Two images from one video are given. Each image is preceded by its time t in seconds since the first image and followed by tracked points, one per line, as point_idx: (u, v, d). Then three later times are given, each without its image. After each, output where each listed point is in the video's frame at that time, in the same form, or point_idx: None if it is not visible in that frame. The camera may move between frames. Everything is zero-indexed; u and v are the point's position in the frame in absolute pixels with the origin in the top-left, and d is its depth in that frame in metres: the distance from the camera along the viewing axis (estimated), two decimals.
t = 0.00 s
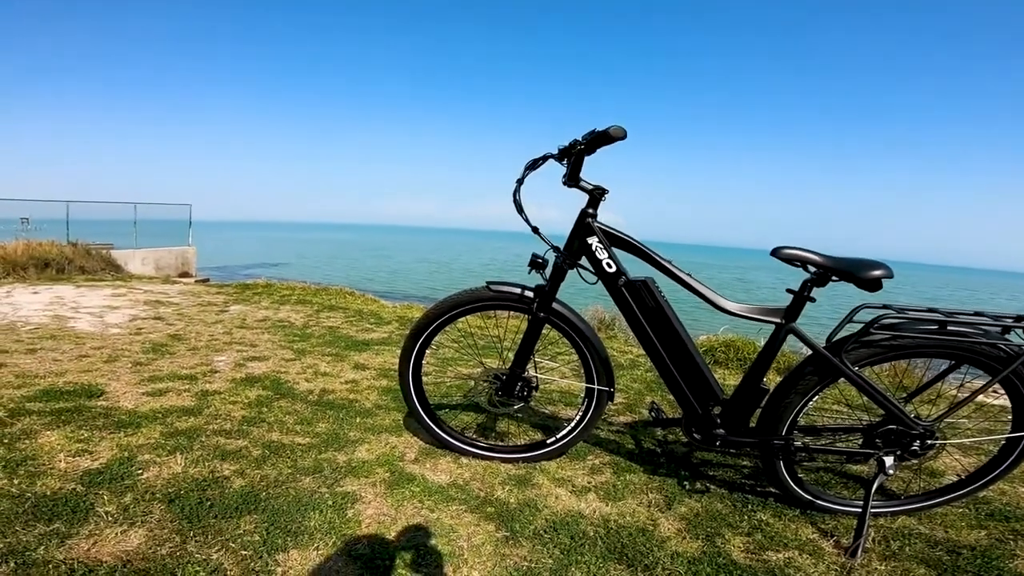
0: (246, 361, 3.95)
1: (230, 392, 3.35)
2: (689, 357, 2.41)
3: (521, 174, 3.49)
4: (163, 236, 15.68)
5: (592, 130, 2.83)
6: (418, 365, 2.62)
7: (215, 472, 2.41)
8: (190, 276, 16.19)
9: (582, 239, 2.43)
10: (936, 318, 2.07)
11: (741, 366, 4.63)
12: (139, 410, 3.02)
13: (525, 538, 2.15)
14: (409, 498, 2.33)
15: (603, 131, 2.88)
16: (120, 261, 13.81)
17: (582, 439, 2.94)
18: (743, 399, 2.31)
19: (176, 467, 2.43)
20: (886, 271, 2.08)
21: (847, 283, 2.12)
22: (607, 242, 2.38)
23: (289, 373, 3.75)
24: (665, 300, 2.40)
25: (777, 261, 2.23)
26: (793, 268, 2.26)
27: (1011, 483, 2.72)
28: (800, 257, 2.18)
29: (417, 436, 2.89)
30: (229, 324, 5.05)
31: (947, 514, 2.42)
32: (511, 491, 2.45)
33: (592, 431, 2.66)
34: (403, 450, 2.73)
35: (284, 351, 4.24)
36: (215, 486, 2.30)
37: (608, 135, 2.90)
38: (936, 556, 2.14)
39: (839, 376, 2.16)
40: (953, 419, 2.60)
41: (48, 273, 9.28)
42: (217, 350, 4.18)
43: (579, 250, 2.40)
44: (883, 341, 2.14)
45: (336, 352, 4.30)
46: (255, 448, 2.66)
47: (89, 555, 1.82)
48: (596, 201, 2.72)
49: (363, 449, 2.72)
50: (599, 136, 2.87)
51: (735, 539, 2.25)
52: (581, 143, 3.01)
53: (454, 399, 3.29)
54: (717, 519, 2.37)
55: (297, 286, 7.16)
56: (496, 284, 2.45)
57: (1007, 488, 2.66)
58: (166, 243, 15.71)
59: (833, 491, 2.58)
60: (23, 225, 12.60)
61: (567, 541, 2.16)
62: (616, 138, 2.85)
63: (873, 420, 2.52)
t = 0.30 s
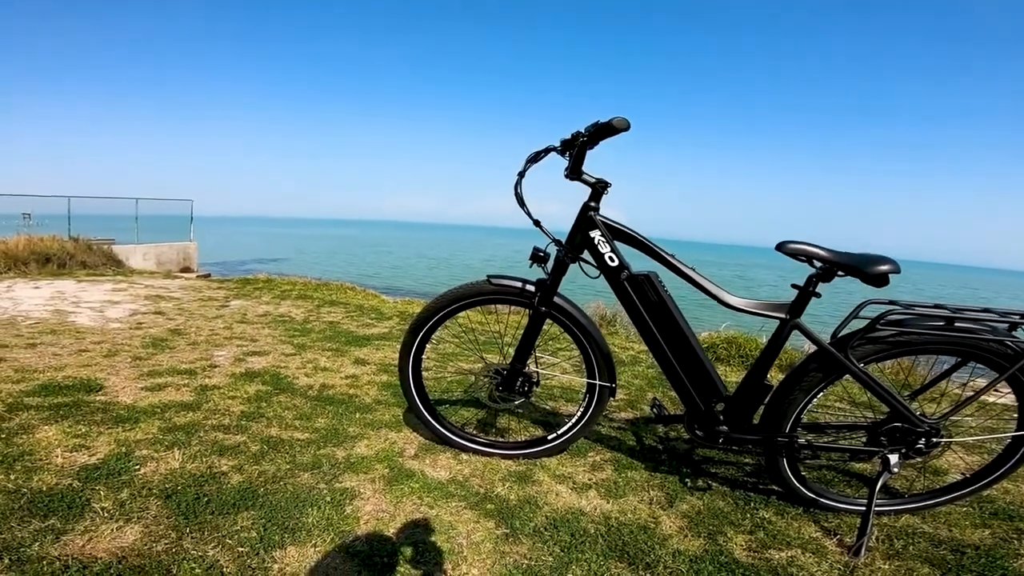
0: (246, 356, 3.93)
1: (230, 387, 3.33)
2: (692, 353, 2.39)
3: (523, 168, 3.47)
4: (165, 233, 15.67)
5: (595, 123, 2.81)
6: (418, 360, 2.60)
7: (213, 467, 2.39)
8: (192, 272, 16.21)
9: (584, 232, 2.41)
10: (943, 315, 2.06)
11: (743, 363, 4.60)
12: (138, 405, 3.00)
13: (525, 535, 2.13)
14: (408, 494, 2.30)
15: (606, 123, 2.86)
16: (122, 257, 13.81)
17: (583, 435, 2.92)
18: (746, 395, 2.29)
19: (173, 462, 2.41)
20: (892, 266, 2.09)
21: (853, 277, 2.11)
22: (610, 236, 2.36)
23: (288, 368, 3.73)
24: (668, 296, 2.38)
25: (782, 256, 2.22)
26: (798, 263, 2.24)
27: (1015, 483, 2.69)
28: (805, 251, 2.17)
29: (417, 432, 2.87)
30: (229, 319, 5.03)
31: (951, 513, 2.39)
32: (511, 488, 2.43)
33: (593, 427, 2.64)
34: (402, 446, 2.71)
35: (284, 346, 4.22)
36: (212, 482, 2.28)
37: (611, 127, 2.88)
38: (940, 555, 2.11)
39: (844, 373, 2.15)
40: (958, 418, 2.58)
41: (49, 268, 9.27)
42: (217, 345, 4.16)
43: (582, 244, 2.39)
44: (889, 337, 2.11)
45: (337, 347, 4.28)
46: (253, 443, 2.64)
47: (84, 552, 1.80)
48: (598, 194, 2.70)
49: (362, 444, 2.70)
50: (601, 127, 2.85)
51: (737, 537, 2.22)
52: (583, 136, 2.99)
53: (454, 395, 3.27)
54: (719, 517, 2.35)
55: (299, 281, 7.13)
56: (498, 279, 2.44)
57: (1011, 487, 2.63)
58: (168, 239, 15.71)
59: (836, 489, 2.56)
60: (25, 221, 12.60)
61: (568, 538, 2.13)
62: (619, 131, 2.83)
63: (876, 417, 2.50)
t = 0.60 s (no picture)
0: (248, 352, 3.93)
1: (233, 383, 3.34)
2: (695, 349, 2.39)
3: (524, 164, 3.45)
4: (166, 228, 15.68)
5: (597, 118, 2.80)
6: (420, 356, 2.60)
7: (217, 464, 2.40)
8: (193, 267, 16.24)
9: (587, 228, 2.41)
10: (946, 311, 2.06)
11: (745, 358, 4.60)
12: (141, 401, 3.01)
13: (527, 531, 2.13)
14: (411, 490, 2.31)
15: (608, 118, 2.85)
16: (124, 252, 13.82)
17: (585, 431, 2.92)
18: (748, 391, 2.29)
19: (177, 459, 2.42)
20: (896, 262, 2.08)
21: (856, 274, 2.11)
22: (613, 232, 2.36)
23: (291, 364, 3.74)
24: (670, 292, 2.38)
25: (785, 252, 2.22)
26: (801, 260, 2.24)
27: (1017, 479, 2.69)
28: (808, 247, 2.17)
29: (419, 428, 2.88)
30: (231, 314, 5.04)
31: (953, 509, 2.40)
32: (514, 484, 2.44)
33: (595, 423, 2.64)
34: (405, 442, 2.72)
35: (287, 342, 4.23)
36: (216, 478, 2.29)
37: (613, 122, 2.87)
38: (942, 552, 2.11)
39: (847, 369, 2.15)
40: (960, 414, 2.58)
41: (51, 264, 9.28)
42: (220, 341, 4.17)
43: (584, 239, 2.38)
44: (892, 334, 2.11)
45: (339, 343, 4.29)
46: (256, 439, 2.65)
47: (90, 549, 1.81)
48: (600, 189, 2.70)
49: (365, 440, 2.71)
50: (604, 122, 2.83)
51: (739, 533, 2.23)
52: (586, 131, 2.98)
53: (456, 391, 3.27)
54: (721, 513, 2.35)
55: (300, 277, 7.13)
56: (500, 274, 2.44)
57: (1012, 483, 2.63)
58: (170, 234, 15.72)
59: (838, 485, 2.56)
60: (27, 217, 12.61)
61: (570, 534, 2.14)
62: (621, 126, 2.82)
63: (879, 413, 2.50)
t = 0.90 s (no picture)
0: (246, 352, 3.93)
1: (230, 383, 3.33)
2: (692, 350, 2.38)
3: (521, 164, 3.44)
4: (166, 228, 15.68)
5: (594, 118, 2.78)
6: (417, 357, 2.60)
7: (213, 465, 2.39)
8: (192, 267, 16.23)
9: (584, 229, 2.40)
10: (945, 312, 2.05)
11: (744, 358, 4.59)
12: (138, 402, 3.00)
13: (524, 532, 2.13)
14: (408, 492, 2.31)
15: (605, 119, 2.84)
16: (123, 252, 13.81)
17: (582, 432, 2.91)
18: (746, 392, 2.28)
19: (173, 460, 2.41)
20: (895, 262, 2.06)
21: (855, 274, 2.09)
22: (610, 232, 2.35)
23: (288, 364, 3.73)
24: (668, 292, 2.37)
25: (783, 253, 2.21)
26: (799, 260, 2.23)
27: (1016, 480, 2.68)
28: (806, 248, 2.16)
29: (416, 429, 2.87)
30: (229, 314, 5.04)
31: (952, 510, 2.39)
32: (511, 485, 2.43)
33: (593, 424, 2.63)
34: (402, 443, 2.71)
35: (284, 342, 4.22)
36: (212, 479, 2.28)
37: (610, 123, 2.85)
38: (940, 554, 2.10)
39: (846, 370, 2.14)
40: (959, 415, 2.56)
41: (49, 264, 9.27)
42: (217, 341, 4.16)
43: (581, 240, 2.37)
44: (891, 334, 2.10)
45: (337, 343, 4.28)
46: (253, 440, 2.64)
47: (85, 551, 1.81)
48: (597, 190, 2.68)
49: (362, 441, 2.70)
50: (601, 122, 2.82)
51: (737, 535, 2.22)
52: (583, 131, 2.97)
53: (454, 392, 3.27)
54: (718, 514, 2.35)
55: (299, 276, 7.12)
56: (497, 275, 2.43)
57: (1011, 485, 2.63)
58: (169, 234, 15.71)
59: (837, 486, 2.55)
60: (26, 217, 12.60)
61: (567, 536, 2.13)
62: (618, 126, 2.81)
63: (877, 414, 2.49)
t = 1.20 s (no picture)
0: (242, 352, 3.92)
1: (226, 384, 3.32)
2: (688, 348, 2.37)
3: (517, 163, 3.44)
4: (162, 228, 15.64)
5: (589, 117, 2.78)
6: (413, 357, 2.59)
7: (209, 466, 2.39)
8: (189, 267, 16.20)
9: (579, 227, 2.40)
10: (940, 310, 2.05)
11: (741, 356, 4.59)
12: (134, 403, 2.99)
13: (521, 532, 2.12)
14: (404, 491, 2.30)
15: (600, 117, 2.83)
16: (119, 252, 13.77)
17: (579, 431, 2.91)
18: (742, 391, 2.28)
19: (169, 461, 2.41)
20: (890, 260, 2.06)
21: (850, 272, 2.09)
22: (605, 231, 2.35)
23: (285, 364, 3.72)
24: (664, 291, 2.37)
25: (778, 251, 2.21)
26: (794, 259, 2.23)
27: (1012, 478, 2.68)
28: (801, 246, 2.16)
29: (413, 429, 2.87)
30: (226, 315, 5.02)
31: (948, 509, 2.39)
32: (508, 485, 2.43)
33: (589, 423, 2.63)
34: (399, 442, 2.71)
35: (281, 342, 4.21)
36: (208, 480, 2.27)
37: (606, 122, 2.85)
38: (936, 552, 2.11)
39: (842, 368, 2.14)
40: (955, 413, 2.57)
41: (45, 265, 9.23)
42: (213, 341, 4.15)
43: (577, 239, 2.37)
44: (886, 333, 2.10)
45: (333, 342, 4.27)
46: (249, 440, 2.63)
47: (80, 551, 1.80)
48: (592, 189, 2.68)
49: (359, 441, 2.70)
50: (596, 121, 2.82)
51: (734, 534, 2.22)
52: (578, 130, 2.96)
53: (451, 391, 3.26)
54: (715, 513, 2.34)
55: (296, 276, 7.10)
56: (492, 274, 2.42)
57: (1008, 483, 2.63)
58: (165, 234, 15.67)
59: (833, 485, 2.55)
60: (22, 217, 12.55)
61: (564, 535, 2.13)
62: (613, 125, 2.81)
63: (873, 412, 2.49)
